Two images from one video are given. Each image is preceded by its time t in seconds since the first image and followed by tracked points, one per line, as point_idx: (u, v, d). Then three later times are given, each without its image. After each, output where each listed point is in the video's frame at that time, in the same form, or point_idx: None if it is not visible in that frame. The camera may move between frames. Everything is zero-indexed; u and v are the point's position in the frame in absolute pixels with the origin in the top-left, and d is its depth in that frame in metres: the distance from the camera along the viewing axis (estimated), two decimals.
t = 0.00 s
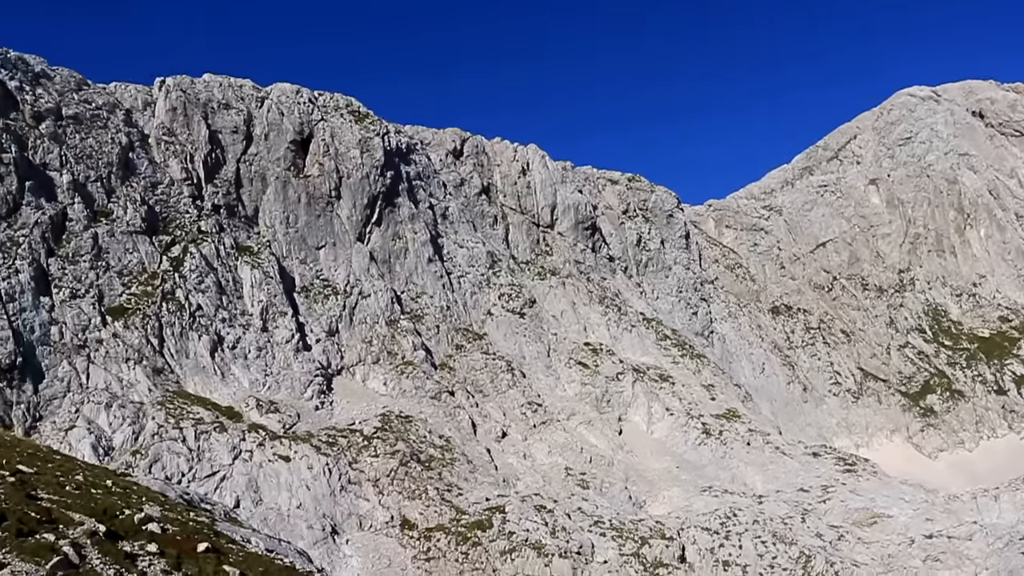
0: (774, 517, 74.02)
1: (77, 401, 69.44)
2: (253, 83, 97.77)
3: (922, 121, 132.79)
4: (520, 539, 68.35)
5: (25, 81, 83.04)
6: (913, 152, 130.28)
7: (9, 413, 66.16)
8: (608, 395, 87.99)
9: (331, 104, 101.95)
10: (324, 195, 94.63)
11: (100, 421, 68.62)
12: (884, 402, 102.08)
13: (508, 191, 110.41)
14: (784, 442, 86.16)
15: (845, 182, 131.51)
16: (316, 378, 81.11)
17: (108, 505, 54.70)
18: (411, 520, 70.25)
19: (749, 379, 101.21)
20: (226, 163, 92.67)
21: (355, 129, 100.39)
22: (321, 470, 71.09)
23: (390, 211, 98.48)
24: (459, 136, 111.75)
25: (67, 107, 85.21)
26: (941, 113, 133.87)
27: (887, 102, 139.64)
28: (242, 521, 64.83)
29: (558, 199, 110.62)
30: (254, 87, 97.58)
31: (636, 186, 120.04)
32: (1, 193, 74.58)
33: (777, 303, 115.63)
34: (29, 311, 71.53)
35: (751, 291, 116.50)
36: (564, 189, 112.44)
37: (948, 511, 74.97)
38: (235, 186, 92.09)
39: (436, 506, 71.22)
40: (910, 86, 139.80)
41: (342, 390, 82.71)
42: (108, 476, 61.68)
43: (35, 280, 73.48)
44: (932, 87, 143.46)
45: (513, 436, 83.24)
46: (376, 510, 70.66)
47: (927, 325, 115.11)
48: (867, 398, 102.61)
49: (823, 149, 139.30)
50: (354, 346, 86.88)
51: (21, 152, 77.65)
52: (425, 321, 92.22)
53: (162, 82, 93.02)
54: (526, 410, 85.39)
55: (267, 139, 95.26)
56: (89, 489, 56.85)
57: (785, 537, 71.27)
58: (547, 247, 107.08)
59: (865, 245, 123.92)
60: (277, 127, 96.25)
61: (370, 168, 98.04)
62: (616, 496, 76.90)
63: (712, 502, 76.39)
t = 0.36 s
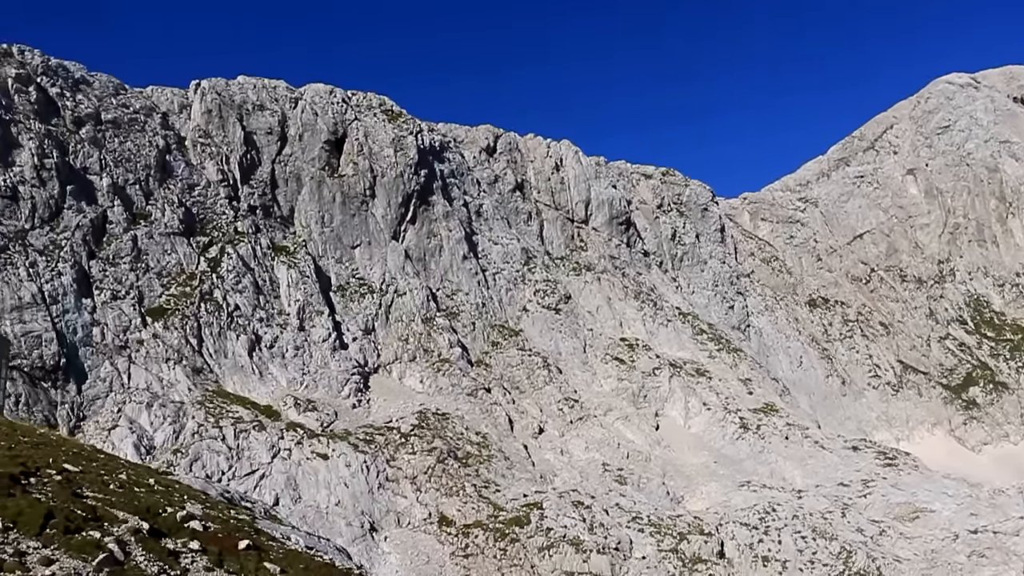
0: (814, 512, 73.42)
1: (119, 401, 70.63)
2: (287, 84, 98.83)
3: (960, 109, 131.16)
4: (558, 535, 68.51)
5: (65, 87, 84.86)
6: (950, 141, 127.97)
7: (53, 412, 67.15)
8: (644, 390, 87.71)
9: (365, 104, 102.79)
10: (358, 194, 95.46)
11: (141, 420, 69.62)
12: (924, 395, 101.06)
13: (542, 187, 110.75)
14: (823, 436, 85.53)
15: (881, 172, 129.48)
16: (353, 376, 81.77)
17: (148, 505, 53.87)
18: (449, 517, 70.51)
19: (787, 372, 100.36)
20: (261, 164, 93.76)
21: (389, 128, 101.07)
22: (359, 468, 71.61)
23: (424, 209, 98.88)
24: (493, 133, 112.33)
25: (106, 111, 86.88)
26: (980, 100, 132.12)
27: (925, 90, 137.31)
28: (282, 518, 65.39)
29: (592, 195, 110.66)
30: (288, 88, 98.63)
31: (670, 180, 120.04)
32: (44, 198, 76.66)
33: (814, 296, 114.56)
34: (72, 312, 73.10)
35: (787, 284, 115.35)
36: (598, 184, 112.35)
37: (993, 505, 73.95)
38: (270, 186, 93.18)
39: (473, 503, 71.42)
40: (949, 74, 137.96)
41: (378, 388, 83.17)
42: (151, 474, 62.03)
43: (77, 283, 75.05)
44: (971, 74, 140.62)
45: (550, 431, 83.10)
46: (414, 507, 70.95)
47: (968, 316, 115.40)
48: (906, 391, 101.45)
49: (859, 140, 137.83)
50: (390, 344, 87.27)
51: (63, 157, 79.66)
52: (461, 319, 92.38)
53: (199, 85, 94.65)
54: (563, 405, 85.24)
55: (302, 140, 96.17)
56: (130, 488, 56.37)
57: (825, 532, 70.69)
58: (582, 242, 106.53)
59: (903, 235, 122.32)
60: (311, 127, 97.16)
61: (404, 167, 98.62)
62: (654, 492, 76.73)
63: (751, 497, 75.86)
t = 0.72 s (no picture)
0: (854, 508, 72.68)
1: (159, 403, 71.78)
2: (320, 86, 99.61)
3: (1000, 96, 128.91)
4: (596, 532, 68.57)
5: (102, 94, 86.80)
6: (990, 129, 125.91)
7: (96, 414, 68.28)
8: (681, 386, 87.24)
9: (397, 104, 103.32)
10: (392, 194, 96.16)
11: (181, 421, 70.60)
12: (966, 388, 101.09)
13: (575, 184, 110.41)
14: (862, 431, 84.77)
15: (918, 163, 127.40)
16: (390, 376, 82.17)
17: (190, 505, 53.36)
18: (487, 515, 70.65)
19: (825, 367, 99.39)
20: (296, 166, 94.76)
21: (422, 128, 101.38)
22: (397, 467, 71.95)
23: (458, 208, 98.97)
24: (525, 131, 112.48)
25: (142, 116, 88.63)
26: (1021, 87, 129.57)
27: (963, 79, 135.07)
28: (321, 518, 65.81)
29: (626, 190, 109.77)
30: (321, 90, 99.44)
31: (704, 175, 119.29)
32: (83, 204, 78.43)
33: (851, 289, 113.62)
34: (113, 316, 74.45)
35: (824, 278, 114.62)
36: (631, 179, 111.42)
37: None
38: (305, 188, 94.08)
39: (511, 501, 71.51)
40: (988, 61, 135.55)
41: (415, 386, 83.58)
42: (192, 474, 61.68)
43: (117, 286, 76.38)
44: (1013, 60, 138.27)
45: (587, 428, 82.89)
46: (452, 505, 71.18)
47: (1011, 307, 114.49)
48: (947, 384, 101.46)
49: (895, 130, 135.42)
50: (426, 343, 87.53)
51: (101, 163, 81.55)
52: (496, 316, 92.11)
53: (233, 89, 96.02)
54: (599, 402, 84.99)
55: (335, 141, 97.04)
56: (172, 489, 55.95)
57: (866, 528, 69.98)
58: (616, 239, 105.89)
59: (942, 227, 120.97)
60: (344, 129, 97.91)
61: (437, 166, 98.74)
62: (692, 488, 76.40)
63: (790, 493, 75.26)
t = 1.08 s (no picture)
0: (896, 504, 71.72)
1: (199, 405, 72.81)
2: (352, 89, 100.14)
3: None
4: (634, 531, 68.28)
5: (139, 102, 88.89)
6: None
7: (138, 417, 69.28)
8: (718, 383, 86.97)
9: (429, 105, 103.63)
10: (426, 195, 96.62)
11: (221, 423, 71.38)
12: (1010, 381, 100.77)
13: (608, 181, 110.18)
14: (903, 426, 83.72)
15: (957, 153, 125.75)
16: (426, 376, 82.43)
17: (231, 506, 53.72)
18: (525, 514, 70.65)
19: (864, 362, 98.45)
20: (329, 168, 95.82)
21: (455, 128, 101.62)
22: (434, 467, 72.24)
23: (492, 208, 99.15)
24: (557, 130, 112.67)
25: (178, 122, 90.69)
26: None
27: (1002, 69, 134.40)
28: (360, 518, 66.23)
29: (660, 187, 110.25)
30: (353, 93, 99.87)
31: (738, 170, 118.66)
32: (123, 210, 80.21)
33: (889, 283, 111.54)
34: (152, 320, 76.03)
35: (862, 272, 111.97)
36: (664, 176, 112.19)
37: None
38: (339, 191, 94.93)
39: (549, 500, 71.59)
40: None
41: (452, 386, 83.78)
42: (233, 475, 62.20)
43: (156, 291, 78.18)
44: None
45: (624, 427, 82.49)
46: (490, 504, 71.32)
47: None
48: (990, 377, 100.78)
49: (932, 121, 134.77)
50: (462, 343, 87.68)
51: (139, 170, 83.39)
52: (531, 316, 92.29)
53: (267, 94, 97.29)
54: (636, 400, 84.57)
55: (368, 143, 97.39)
56: (214, 490, 56.41)
57: (909, 526, 69.05)
58: (651, 236, 105.37)
59: (982, 218, 119.82)
60: (377, 130, 98.09)
61: (471, 166, 98.87)
62: (730, 486, 76.45)
63: (829, 490, 74.58)
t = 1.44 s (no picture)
0: (940, 506, 70.75)
1: (238, 410, 73.50)
2: (386, 95, 101.00)
3: None
4: (673, 533, 67.98)
5: (177, 111, 91.36)
6: None
7: (178, 422, 70.44)
8: (756, 384, 86.03)
9: (463, 109, 104.04)
10: (461, 199, 96.75)
11: (260, 428, 71.94)
12: None
13: (643, 182, 109.93)
14: (946, 427, 82.55)
15: (999, 148, 124.20)
16: (463, 380, 82.60)
17: (271, 510, 54.04)
18: (563, 517, 70.65)
19: (905, 361, 97.43)
20: (365, 174, 96.51)
21: (488, 132, 101.85)
22: (472, 470, 72.37)
23: (527, 210, 99.16)
24: (591, 132, 112.57)
25: (215, 131, 92.63)
26: None
27: None
28: (399, 521, 66.51)
29: (695, 187, 109.37)
30: (387, 98, 100.85)
31: (774, 169, 117.65)
32: (162, 218, 82.41)
33: (930, 281, 110.43)
34: (192, 326, 77.39)
35: (901, 270, 110.86)
36: (700, 176, 111.00)
37: None
38: (375, 196, 95.70)
39: (587, 503, 71.52)
40: None
41: (489, 390, 83.86)
42: (273, 479, 62.73)
43: (195, 297, 79.58)
44: None
45: (662, 429, 81.97)
46: (528, 508, 71.40)
47: None
48: None
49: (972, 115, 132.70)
50: (499, 347, 87.79)
51: (177, 178, 85.74)
52: (568, 318, 91.90)
53: (302, 101, 98.69)
54: (673, 402, 84.00)
55: (403, 149, 97.88)
56: (254, 494, 56.83)
57: (954, 528, 68.23)
58: (687, 236, 104.73)
59: None
60: (412, 136, 98.55)
61: (505, 170, 99.19)
62: (770, 487, 75.42)
63: (871, 491, 73.67)
